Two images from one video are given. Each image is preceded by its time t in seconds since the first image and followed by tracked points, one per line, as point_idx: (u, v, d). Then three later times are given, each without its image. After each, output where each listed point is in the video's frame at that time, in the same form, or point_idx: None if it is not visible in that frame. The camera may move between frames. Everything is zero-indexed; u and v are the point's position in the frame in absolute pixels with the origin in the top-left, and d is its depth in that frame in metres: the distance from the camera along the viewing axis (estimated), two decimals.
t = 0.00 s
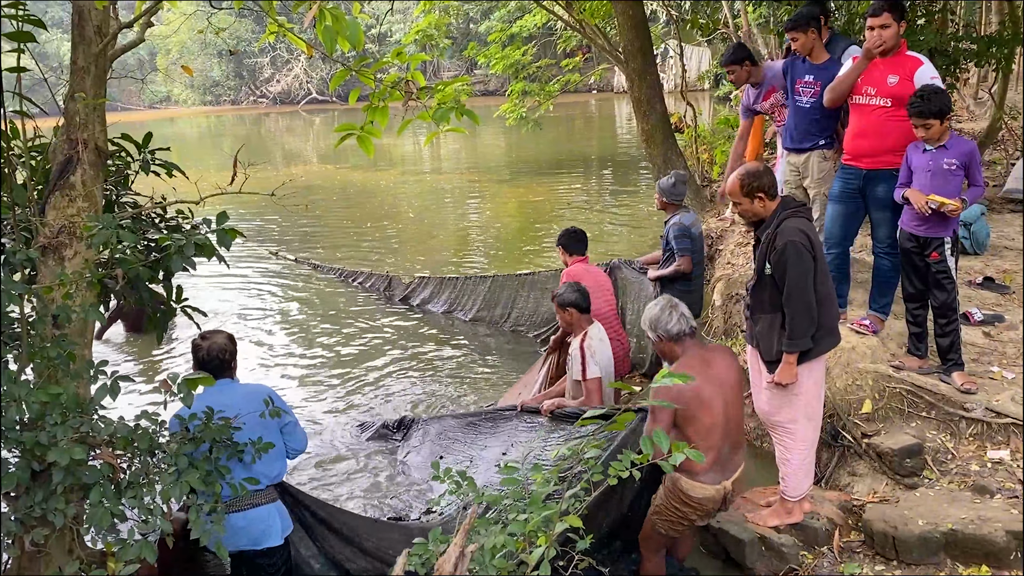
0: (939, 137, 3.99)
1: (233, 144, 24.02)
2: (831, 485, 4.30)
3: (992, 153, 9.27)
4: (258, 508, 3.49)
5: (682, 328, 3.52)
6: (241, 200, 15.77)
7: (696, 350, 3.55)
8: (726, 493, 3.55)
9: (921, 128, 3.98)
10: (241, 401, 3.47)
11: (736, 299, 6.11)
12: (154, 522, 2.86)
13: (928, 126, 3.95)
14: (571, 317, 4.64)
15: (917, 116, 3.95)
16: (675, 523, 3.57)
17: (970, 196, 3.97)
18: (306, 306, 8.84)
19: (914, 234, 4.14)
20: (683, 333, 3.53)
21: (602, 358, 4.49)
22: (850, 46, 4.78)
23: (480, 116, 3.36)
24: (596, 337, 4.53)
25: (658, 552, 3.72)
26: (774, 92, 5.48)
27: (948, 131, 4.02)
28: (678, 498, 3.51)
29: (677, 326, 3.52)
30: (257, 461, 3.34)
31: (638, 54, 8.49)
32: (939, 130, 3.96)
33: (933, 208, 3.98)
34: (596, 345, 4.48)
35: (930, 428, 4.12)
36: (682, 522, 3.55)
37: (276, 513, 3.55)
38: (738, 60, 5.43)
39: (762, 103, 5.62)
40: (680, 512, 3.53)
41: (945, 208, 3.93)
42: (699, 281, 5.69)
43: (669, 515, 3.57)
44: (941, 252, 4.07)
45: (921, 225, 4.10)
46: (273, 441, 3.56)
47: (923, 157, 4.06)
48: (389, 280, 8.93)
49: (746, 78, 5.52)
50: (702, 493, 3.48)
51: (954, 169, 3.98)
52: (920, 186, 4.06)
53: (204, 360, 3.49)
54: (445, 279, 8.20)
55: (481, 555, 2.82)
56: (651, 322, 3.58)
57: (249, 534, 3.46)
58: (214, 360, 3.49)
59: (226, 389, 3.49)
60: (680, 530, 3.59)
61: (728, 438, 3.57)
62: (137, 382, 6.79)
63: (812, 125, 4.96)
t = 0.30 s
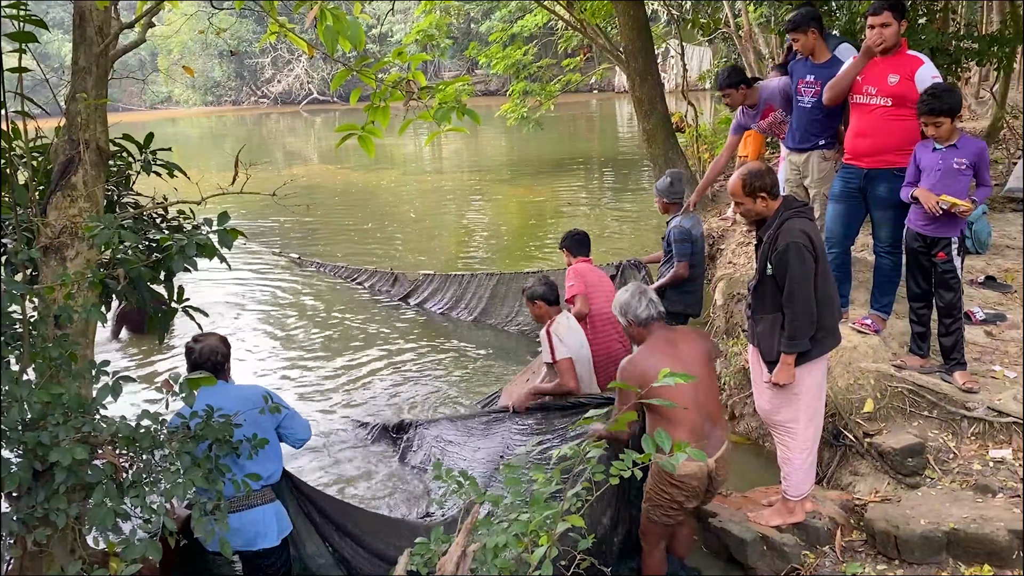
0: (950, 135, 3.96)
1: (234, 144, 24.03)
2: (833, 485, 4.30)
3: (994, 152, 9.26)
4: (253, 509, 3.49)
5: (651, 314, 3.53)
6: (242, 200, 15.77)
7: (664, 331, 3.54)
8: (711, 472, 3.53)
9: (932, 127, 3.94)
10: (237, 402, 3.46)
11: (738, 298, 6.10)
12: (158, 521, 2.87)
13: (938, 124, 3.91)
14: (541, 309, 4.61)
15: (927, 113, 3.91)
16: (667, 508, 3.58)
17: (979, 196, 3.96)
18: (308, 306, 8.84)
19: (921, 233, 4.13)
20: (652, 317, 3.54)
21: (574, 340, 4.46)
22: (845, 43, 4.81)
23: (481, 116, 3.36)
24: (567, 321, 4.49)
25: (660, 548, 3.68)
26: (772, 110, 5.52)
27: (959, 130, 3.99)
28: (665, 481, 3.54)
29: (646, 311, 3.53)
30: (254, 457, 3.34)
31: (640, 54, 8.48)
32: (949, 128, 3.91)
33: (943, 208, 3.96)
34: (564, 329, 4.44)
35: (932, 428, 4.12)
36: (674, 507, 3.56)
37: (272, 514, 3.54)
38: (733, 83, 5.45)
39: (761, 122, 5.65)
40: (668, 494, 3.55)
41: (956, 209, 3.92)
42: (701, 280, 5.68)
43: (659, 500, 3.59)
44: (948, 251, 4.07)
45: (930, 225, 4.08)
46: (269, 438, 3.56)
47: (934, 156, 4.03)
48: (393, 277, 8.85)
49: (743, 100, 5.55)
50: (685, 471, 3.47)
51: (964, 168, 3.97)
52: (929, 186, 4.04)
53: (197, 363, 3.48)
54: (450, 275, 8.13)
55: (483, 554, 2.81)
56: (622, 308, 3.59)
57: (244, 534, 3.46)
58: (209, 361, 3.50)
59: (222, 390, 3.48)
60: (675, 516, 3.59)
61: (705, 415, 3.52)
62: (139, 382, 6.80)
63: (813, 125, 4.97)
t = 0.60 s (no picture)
0: (959, 133, 3.95)
1: (235, 144, 24.04)
2: (835, 484, 4.30)
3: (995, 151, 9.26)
4: (254, 508, 3.49)
5: (627, 314, 3.71)
6: (243, 200, 15.77)
7: (640, 329, 3.72)
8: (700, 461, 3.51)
9: (939, 122, 3.93)
10: (238, 401, 3.47)
11: (740, 297, 6.10)
12: (161, 520, 2.87)
13: (946, 119, 3.90)
14: (523, 313, 4.65)
15: (935, 110, 3.90)
16: (657, 501, 3.56)
17: (985, 197, 3.93)
18: (310, 305, 8.85)
19: (927, 231, 4.12)
20: (629, 317, 3.73)
21: (541, 350, 4.44)
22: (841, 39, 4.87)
23: (482, 115, 3.37)
24: (538, 329, 4.49)
25: (653, 539, 3.65)
26: (772, 120, 5.56)
27: (968, 129, 3.99)
28: (655, 474, 3.53)
29: (622, 310, 3.72)
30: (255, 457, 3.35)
31: (641, 53, 8.48)
32: (958, 125, 3.90)
33: (942, 206, 3.97)
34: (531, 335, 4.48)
35: (934, 427, 4.12)
36: (664, 499, 3.54)
37: (273, 513, 3.54)
38: (732, 94, 5.41)
39: (763, 131, 5.67)
40: (658, 486, 3.53)
41: (954, 207, 3.92)
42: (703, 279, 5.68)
43: (650, 493, 3.57)
44: (952, 251, 4.06)
45: (934, 223, 4.08)
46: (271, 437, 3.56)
47: (942, 154, 4.03)
48: (395, 277, 8.79)
49: (742, 111, 5.53)
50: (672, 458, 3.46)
51: (971, 167, 3.95)
52: (936, 183, 4.05)
53: (199, 362, 3.50)
54: (455, 275, 8.10)
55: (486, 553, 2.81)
56: (600, 310, 3.80)
57: (244, 533, 3.46)
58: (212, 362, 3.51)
59: (224, 389, 3.48)
60: (667, 508, 3.56)
61: (688, 405, 3.59)
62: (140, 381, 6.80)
63: (813, 124, 4.97)
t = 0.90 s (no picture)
0: (965, 132, 3.96)
1: (236, 144, 24.03)
2: (837, 482, 4.30)
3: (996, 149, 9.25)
4: (260, 505, 3.50)
5: (621, 315, 3.69)
6: (244, 200, 15.77)
7: (634, 330, 3.70)
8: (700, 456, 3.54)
9: (944, 119, 3.92)
10: (245, 400, 3.48)
11: (741, 296, 6.10)
12: (162, 520, 2.87)
13: (949, 117, 3.89)
14: (517, 314, 4.62)
15: (939, 106, 3.89)
16: (658, 499, 3.56)
17: (985, 197, 3.92)
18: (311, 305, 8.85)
19: (930, 230, 4.13)
20: (623, 319, 3.70)
21: (536, 348, 4.41)
22: (842, 38, 4.83)
23: (483, 115, 3.37)
24: (533, 328, 4.46)
25: (654, 537, 3.65)
26: (774, 115, 5.55)
27: (975, 128, 3.98)
28: (656, 472, 3.53)
29: (616, 312, 3.69)
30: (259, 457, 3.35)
31: (642, 52, 8.46)
32: (961, 122, 3.90)
33: (938, 202, 4.02)
34: (529, 334, 4.44)
35: (936, 425, 4.11)
36: (665, 496, 3.55)
37: (277, 511, 3.54)
38: (735, 86, 5.38)
39: (765, 125, 5.66)
40: (659, 484, 3.54)
41: (947, 203, 3.96)
42: (705, 278, 5.67)
43: (651, 492, 3.56)
44: (955, 250, 4.05)
45: (934, 221, 4.09)
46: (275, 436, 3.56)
47: (947, 152, 4.06)
48: (399, 277, 8.78)
49: (744, 104, 5.52)
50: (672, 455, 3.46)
51: (974, 166, 3.96)
52: (940, 181, 4.08)
53: (208, 357, 3.52)
54: (458, 276, 8.06)
55: (487, 552, 2.81)
56: (593, 311, 3.76)
57: (250, 530, 3.46)
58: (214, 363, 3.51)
59: (230, 385, 3.50)
60: (666, 507, 3.56)
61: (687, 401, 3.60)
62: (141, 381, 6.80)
63: (814, 122, 4.96)
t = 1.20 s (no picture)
0: (969, 130, 3.95)
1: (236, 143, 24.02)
2: (837, 481, 4.30)
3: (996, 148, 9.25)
4: (262, 503, 3.50)
5: (622, 333, 3.73)
6: (244, 199, 15.76)
7: (636, 346, 3.72)
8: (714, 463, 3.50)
9: (947, 118, 3.93)
10: (248, 398, 3.48)
11: (740, 295, 6.10)
12: (162, 520, 2.87)
13: (953, 116, 3.89)
14: (512, 325, 4.50)
15: (943, 104, 3.89)
16: (668, 507, 3.51)
17: (989, 196, 3.90)
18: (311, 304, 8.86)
19: (935, 230, 4.13)
20: (623, 336, 3.74)
21: (537, 353, 4.34)
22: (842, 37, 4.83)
23: (482, 114, 3.38)
24: (529, 334, 4.38)
25: (652, 539, 3.67)
26: (770, 114, 5.55)
27: (979, 126, 3.97)
28: (671, 482, 3.45)
29: (617, 330, 3.74)
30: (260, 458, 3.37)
31: (642, 51, 8.46)
32: (964, 121, 3.89)
33: (941, 202, 4.01)
34: (527, 341, 4.34)
35: (936, 424, 4.11)
36: (676, 506, 3.49)
37: (279, 510, 3.54)
38: (732, 87, 5.39)
39: (761, 123, 5.66)
40: (673, 494, 3.47)
41: (951, 203, 3.95)
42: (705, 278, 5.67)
43: (661, 499, 3.51)
44: (958, 249, 4.05)
45: (938, 221, 4.10)
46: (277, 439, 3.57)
47: (950, 151, 4.06)
48: (402, 276, 8.82)
49: (740, 104, 5.52)
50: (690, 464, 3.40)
51: (977, 165, 3.95)
52: (944, 181, 4.08)
53: (216, 354, 3.54)
54: (460, 275, 8.08)
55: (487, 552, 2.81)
56: (593, 330, 3.81)
57: (252, 528, 3.46)
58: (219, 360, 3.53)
59: (232, 384, 3.50)
60: (675, 515, 3.52)
61: (696, 407, 3.56)
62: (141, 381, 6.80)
63: (812, 121, 4.97)
